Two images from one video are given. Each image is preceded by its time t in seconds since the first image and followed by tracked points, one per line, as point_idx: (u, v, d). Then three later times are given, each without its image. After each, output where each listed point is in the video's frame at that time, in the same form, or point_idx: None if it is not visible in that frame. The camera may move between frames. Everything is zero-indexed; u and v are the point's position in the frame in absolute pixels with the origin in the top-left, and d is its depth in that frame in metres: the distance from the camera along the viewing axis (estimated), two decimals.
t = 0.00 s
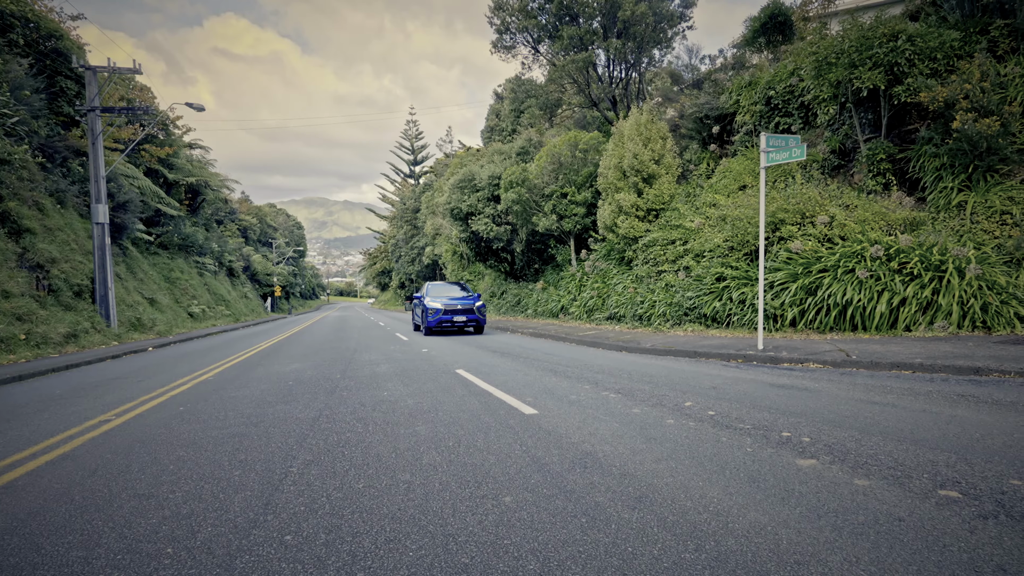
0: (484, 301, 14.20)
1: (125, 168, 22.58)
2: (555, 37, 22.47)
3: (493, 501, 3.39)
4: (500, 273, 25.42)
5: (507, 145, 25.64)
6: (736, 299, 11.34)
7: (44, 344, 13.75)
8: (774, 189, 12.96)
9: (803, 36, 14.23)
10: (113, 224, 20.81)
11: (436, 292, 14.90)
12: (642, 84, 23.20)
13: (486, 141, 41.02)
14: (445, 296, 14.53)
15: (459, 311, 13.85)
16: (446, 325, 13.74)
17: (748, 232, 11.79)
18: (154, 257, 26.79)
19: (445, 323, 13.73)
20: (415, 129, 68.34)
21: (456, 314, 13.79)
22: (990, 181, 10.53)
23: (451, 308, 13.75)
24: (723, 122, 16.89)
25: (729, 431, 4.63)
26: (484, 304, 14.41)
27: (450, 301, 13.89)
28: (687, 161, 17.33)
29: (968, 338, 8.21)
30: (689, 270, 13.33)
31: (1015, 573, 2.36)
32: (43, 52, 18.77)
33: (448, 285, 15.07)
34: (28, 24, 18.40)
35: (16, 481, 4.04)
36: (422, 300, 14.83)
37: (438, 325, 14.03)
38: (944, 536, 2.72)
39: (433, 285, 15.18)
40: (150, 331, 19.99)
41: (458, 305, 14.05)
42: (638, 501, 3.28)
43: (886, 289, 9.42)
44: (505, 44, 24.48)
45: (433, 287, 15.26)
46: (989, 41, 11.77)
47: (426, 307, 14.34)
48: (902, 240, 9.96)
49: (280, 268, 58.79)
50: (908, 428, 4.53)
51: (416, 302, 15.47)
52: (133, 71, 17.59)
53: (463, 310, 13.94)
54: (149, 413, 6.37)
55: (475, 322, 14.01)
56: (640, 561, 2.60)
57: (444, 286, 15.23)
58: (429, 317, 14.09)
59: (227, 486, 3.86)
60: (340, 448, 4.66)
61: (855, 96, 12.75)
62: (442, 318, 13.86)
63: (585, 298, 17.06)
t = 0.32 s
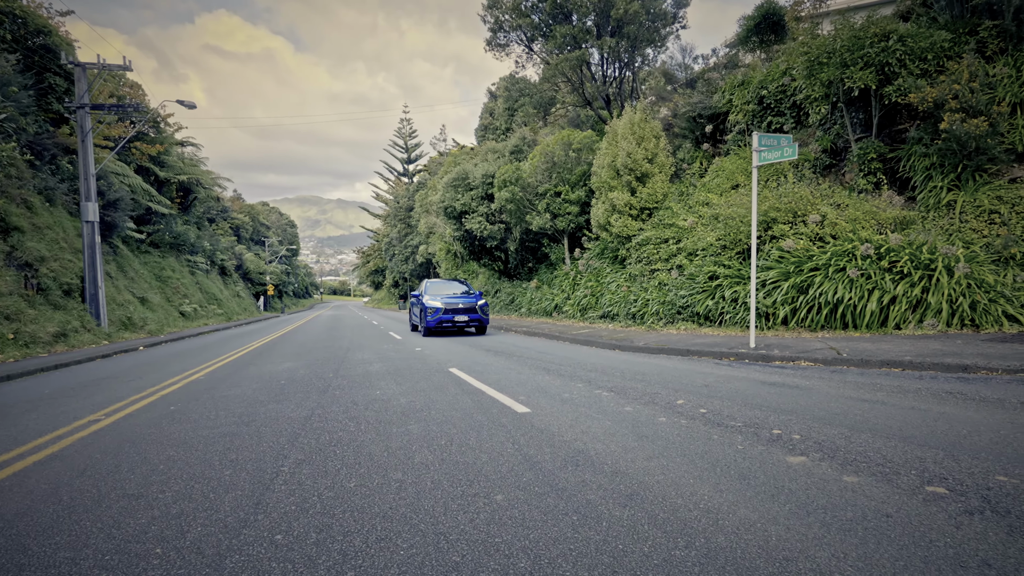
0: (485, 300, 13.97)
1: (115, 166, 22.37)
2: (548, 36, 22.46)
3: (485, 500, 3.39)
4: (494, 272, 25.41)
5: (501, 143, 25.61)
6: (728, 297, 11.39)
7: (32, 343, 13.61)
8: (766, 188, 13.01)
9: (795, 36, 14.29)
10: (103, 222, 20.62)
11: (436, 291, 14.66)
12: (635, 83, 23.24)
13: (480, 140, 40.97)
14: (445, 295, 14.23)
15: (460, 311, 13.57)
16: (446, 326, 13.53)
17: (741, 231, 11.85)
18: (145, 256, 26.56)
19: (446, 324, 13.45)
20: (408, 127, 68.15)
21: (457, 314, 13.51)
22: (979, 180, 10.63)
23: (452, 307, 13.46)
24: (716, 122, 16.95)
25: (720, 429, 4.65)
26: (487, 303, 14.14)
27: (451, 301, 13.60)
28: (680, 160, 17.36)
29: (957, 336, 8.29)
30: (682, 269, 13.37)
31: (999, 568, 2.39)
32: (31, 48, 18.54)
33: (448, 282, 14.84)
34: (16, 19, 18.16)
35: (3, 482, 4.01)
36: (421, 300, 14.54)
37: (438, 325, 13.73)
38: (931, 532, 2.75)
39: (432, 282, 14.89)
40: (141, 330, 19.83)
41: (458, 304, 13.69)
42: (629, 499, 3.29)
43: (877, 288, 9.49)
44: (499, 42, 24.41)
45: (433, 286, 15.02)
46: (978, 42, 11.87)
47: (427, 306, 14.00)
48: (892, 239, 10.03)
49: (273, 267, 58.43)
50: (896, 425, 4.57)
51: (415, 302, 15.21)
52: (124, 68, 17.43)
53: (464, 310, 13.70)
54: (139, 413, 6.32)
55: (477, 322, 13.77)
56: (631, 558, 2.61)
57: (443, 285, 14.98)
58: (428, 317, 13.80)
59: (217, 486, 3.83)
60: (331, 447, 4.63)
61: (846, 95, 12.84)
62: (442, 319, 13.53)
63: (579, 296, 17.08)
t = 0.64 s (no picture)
0: (489, 300, 13.69)
1: (106, 163, 22.16)
2: (543, 35, 22.46)
3: (476, 499, 3.38)
4: (489, 271, 25.37)
5: (495, 142, 25.61)
6: (721, 297, 11.43)
7: (21, 342, 13.49)
8: (759, 188, 13.08)
9: (787, 37, 14.36)
10: (93, 220, 20.44)
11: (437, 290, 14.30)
12: (630, 83, 23.29)
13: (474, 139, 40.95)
14: (446, 294, 13.90)
15: (463, 311, 13.24)
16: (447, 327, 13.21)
17: (734, 231, 11.90)
18: (136, 254, 26.36)
19: (448, 324, 13.10)
20: (402, 125, 68.11)
21: (459, 314, 13.18)
22: (968, 181, 10.72)
23: (454, 307, 13.13)
24: (709, 122, 17.00)
25: (712, 427, 4.67)
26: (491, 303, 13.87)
27: (453, 301, 13.25)
28: (673, 159, 17.42)
29: (947, 336, 8.36)
30: (675, 269, 13.40)
31: (985, 565, 2.42)
32: (20, 44, 18.32)
33: (447, 279, 14.52)
34: (5, 15, 17.97)
35: None
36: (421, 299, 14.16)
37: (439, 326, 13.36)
38: (919, 529, 2.77)
39: (431, 280, 14.56)
40: (133, 330, 19.68)
41: (460, 304, 13.35)
42: (620, 497, 3.30)
43: (867, 288, 9.55)
44: (493, 41, 24.37)
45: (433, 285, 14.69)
46: (968, 44, 11.97)
47: (427, 306, 13.60)
48: (883, 238, 10.10)
49: (267, 267, 58.14)
50: (885, 423, 4.61)
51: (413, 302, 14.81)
52: (114, 65, 17.29)
53: (467, 310, 13.39)
54: (129, 413, 6.28)
55: (479, 322, 13.45)
56: (621, 557, 2.62)
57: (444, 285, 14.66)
58: (428, 317, 13.44)
59: (208, 485, 3.81)
60: (323, 447, 4.62)
61: (838, 96, 12.91)
62: (444, 319, 13.17)
63: (573, 296, 17.10)
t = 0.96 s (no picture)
0: (494, 300, 13.28)
1: (98, 162, 22.00)
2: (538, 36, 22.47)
3: (469, 500, 3.38)
4: (484, 272, 25.36)
5: (490, 142, 25.60)
6: (715, 298, 11.47)
7: (10, 343, 13.38)
8: (753, 189, 13.13)
9: (781, 39, 14.44)
10: (85, 219, 20.29)
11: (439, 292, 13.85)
12: (625, 84, 23.32)
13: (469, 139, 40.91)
14: (449, 294, 13.46)
15: (467, 312, 12.82)
16: (449, 329, 12.81)
17: (727, 232, 11.94)
18: (128, 254, 26.17)
19: (451, 326, 12.68)
20: (397, 125, 68.01)
21: (464, 315, 12.74)
22: (959, 183, 10.81)
23: (458, 307, 12.71)
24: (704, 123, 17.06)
25: (704, 427, 4.69)
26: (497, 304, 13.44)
27: (457, 300, 12.81)
28: (668, 160, 17.46)
29: (938, 336, 8.42)
30: (669, 269, 13.43)
31: (973, 564, 2.44)
32: (10, 43, 18.15)
33: (448, 279, 14.10)
34: None
35: None
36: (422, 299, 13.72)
37: (441, 327, 12.93)
38: (907, 528, 2.79)
39: (432, 280, 14.13)
40: (125, 330, 19.56)
41: (465, 305, 12.91)
42: (612, 497, 3.31)
43: (860, 288, 9.60)
44: (488, 41, 24.36)
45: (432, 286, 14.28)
46: (959, 47, 12.06)
47: (429, 307, 13.17)
48: (875, 239, 10.15)
49: (261, 267, 57.85)
50: (877, 423, 4.64)
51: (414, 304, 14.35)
52: (106, 64, 17.19)
53: (471, 310, 12.95)
54: (120, 414, 6.23)
55: (485, 324, 13.02)
56: (612, 557, 2.62)
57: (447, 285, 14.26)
58: (430, 319, 13.02)
59: (198, 487, 3.78)
60: (316, 447, 4.60)
61: (831, 98, 12.98)
62: (448, 320, 12.76)
63: (567, 296, 17.10)
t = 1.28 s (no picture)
0: (500, 300, 12.62)
1: (89, 161, 21.81)
2: (532, 36, 22.49)
3: (460, 500, 3.37)
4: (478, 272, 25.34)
5: (485, 142, 25.59)
6: (708, 297, 11.51)
7: None
8: (746, 189, 13.19)
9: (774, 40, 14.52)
10: (76, 218, 20.13)
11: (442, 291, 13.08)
12: (619, 85, 23.36)
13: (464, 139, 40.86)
14: (453, 294, 12.75)
15: (473, 312, 12.11)
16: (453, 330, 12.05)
17: (721, 232, 11.98)
18: (120, 254, 26.00)
19: (456, 327, 11.93)
20: (392, 124, 67.91)
21: (469, 316, 12.02)
22: (949, 183, 10.90)
23: (463, 307, 11.99)
24: (697, 124, 17.11)
25: (696, 427, 4.70)
26: (504, 303, 12.73)
27: (461, 300, 12.08)
28: (662, 161, 17.51)
29: (928, 336, 8.49)
30: (663, 269, 13.45)
31: (959, 561, 2.46)
32: None
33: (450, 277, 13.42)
34: None
35: None
36: (422, 299, 12.99)
37: (445, 328, 12.19)
38: (896, 527, 2.81)
39: (433, 278, 13.44)
40: (117, 330, 19.44)
41: (470, 305, 12.21)
42: (603, 496, 3.31)
43: (851, 288, 9.66)
44: (483, 41, 24.35)
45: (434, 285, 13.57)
46: (949, 49, 12.17)
47: (431, 307, 12.41)
48: (866, 239, 10.22)
49: (254, 267, 57.54)
50: (868, 422, 4.67)
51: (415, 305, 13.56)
52: (97, 62, 17.06)
53: (476, 311, 12.26)
54: (111, 415, 6.18)
55: (492, 325, 12.33)
56: (603, 557, 2.62)
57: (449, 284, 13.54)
58: (433, 319, 12.23)
59: (188, 488, 3.76)
60: (308, 448, 4.59)
61: (823, 99, 13.07)
62: (452, 321, 12.02)
63: (562, 296, 17.12)
